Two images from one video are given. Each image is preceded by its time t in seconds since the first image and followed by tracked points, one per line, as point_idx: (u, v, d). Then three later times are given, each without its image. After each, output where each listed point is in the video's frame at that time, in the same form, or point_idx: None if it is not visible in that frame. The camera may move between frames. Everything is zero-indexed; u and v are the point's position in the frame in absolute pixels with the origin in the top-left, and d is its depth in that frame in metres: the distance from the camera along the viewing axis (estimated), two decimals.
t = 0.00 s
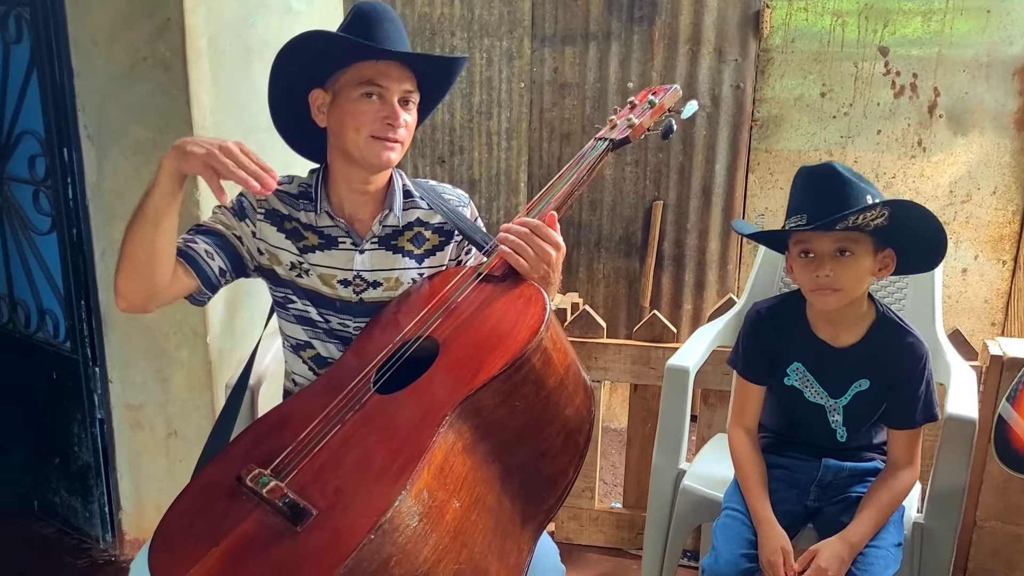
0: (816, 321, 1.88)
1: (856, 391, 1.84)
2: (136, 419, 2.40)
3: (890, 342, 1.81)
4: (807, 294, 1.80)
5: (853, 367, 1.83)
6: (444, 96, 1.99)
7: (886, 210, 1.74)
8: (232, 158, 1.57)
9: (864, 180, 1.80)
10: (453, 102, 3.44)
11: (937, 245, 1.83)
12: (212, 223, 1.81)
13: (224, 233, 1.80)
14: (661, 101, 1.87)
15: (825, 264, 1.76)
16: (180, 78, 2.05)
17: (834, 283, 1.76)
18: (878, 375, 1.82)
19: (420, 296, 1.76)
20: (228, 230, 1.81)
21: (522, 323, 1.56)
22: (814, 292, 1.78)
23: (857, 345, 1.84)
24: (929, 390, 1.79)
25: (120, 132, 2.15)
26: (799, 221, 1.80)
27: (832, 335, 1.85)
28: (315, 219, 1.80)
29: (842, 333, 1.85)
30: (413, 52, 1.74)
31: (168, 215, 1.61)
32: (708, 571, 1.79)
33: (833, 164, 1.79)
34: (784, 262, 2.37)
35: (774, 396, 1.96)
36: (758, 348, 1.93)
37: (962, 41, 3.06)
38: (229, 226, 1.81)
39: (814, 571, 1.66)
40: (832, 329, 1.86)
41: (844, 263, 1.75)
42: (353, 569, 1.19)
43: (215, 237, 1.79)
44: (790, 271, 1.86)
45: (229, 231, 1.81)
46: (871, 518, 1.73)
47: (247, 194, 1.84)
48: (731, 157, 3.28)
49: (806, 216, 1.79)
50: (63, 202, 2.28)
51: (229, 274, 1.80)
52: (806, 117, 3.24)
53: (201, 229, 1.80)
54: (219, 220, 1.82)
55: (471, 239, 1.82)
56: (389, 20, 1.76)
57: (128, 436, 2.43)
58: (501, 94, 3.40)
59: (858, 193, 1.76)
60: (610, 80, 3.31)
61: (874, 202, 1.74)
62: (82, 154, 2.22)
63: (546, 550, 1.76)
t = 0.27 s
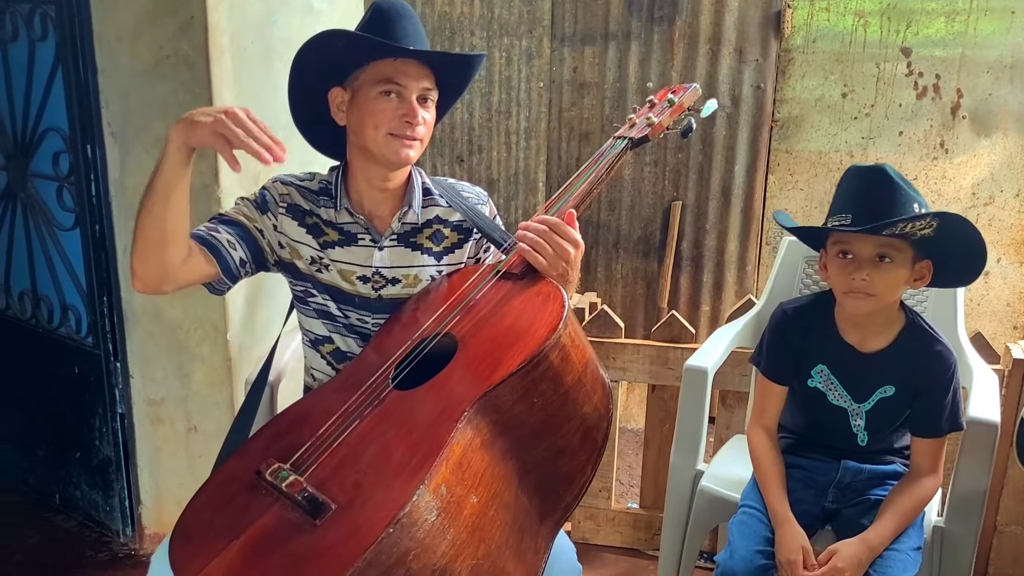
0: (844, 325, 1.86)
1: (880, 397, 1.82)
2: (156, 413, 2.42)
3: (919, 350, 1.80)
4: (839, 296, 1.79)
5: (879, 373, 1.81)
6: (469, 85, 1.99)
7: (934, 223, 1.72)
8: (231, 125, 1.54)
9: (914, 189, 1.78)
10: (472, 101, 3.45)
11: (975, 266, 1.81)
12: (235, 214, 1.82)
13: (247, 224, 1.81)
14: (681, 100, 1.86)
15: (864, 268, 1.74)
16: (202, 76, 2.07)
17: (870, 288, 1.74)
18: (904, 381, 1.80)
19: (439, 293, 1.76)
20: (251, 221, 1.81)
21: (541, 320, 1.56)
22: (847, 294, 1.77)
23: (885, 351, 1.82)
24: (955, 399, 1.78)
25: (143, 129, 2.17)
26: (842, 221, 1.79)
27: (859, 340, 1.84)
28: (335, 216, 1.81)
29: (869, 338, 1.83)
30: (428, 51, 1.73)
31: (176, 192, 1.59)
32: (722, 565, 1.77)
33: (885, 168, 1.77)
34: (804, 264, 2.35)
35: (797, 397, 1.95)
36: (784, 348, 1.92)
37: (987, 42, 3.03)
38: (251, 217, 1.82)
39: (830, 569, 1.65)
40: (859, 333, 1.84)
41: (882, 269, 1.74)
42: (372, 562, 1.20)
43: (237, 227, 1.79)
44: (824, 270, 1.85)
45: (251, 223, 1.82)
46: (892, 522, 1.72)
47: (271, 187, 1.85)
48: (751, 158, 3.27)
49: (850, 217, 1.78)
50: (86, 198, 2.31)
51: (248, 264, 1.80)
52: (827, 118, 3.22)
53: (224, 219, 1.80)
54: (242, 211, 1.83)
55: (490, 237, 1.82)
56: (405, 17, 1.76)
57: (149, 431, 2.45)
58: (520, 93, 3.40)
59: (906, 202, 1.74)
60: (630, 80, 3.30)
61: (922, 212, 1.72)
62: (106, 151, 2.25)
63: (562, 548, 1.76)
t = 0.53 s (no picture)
0: (867, 327, 1.84)
1: (901, 402, 1.81)
2: (175, 409, 2.44)
3: (944, 355, 1.79)
4: (868, 295, 1.77)
5: (901, 378, 1.81)
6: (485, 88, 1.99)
7: (981, 240, 1.70)
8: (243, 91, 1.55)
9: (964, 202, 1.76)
10: (489, 101, 3.46)
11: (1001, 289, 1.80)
12: (256, 208, 1.82)
13: (267, 217, 1.81)
14: (700, 101, 1.86)
15: (902, 273, 1.72)
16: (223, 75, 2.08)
17: (901, 293, 1.73)
18: (926, 387, 1.79)
19: (456, 293, 1.77)
20: (271, 214, 1.82)
21: (558, 321, 1.57)
22: (876, 295, 1.75)
23: (908, 356, 1.81)
24: (977, 407, 1.77)
25: (165, 127, 2.19)
26: (886, 221, 1.76)
27: (882, 343, 1.82)
28: (353, 214, 1.82)
29: (892, 343, 1.82)
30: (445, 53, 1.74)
31: (201, 171, 1.57)
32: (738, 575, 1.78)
33: (942, 175, 1.73)
34: (822, 266, 2.34)
35: (815, 399, 1.94)
36: (805, 349, 1.91)
37: (1008, 44, 3.00)
38: (271, 211, 1.82)
39: None
40: (882, 337, 1.82)
41: (918, 276, 1.72)
42: (389, 561, 1.21)
43: (258, 219, 1.80)
44: (857, 265, 1.83)
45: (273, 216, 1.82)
46: (909, 527, 1.71)
47: (293, 182, 1.87)
48: (768, 160, 3.26)
49: (896, 218, 1.75)
50: (108, 195, 2.33)
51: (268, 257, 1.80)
52: (845, 119, 3.21)
53: (245, 212, 1.81)
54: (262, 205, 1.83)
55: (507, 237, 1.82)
56: (422, 17, 1.76)
57: (167, 426, 2.48)
58: (537, 93, 3.41)
59: (955, 214, 1.72)
60: (647, 81, 3.30)
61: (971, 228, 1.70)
62: (128, 148, 2.27)
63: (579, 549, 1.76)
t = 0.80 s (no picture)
0: (871, 327, 1.84)
1: (907, 401, 1.81)
2: (187, 407, 2.46)
3: (948, 352, 1.79)
4: (871, 292, 1.77)
5: (907, 376, 1.80)
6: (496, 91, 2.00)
7: (987, 248, 1.70)
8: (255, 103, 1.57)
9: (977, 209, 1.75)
10: (501, 102, 3.46)
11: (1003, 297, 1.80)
12: (266, 211, 1.82)
13: (278, 220, 1.82)
14: (712, 101, 1.86)
15: (906, 272, 1.72)
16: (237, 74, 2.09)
17: (903, 292, 1.73)
18: (932, 385, 1.78)
19: (468, 293, 1.77)
20: (281, 217, 1.83)
21: (569, 322, 1.57)
22: (879, 292, 1.75)
23: (913, 355, 1.81)
24: (984, 404, 1.76)
25: (179, 126, 2.20)
26: (897, 219, 1.76)
27: (886, 344, 1.82)
28: (364, 215, 1.83)
29: (897, 342, 1.81)
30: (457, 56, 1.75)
31: (214, 178, 1.60)
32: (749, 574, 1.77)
33: (959, 180, 1.73)
34: (834, 267, 2.34)
35: (823, 401, 1.93)
36: (810, 352, 1.90)
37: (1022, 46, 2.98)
38: (282, 214, 1.83)
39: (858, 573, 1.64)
40: (886, 337, 1.82)
41: (921, 277, 1.72)
42: (400, 561, 1.21)
43: (268, 222, 1.80)
44: (864, 262, 1.83)
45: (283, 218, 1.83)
46: (921, 528, 1.70)
47: (303, 184, 1.88)
48: (780, 161, 3.25)
49: (907, 217, 1.75)
50: (122, 194, 2.35)
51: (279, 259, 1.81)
52: (858, 121, 3.20)
53: (255, 215, 1.82)
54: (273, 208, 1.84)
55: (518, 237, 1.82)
56: (437, 19, 1.77)
57: (179, 424, 2.49)
58: (549, 94, 3.41)
59: (965, 221, 1.71)
60: (659, 81, 3.30)
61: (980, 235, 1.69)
62: (142, 147, 2.29)
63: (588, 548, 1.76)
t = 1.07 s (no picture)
0: (860, 325, 1.84)
1: (902, 394, 1.80)
2: (196, 405, 2.47)
3: (936, 342, 1.78)
4: (850, 283, 1.79)
5: (899, 370, 1.80)
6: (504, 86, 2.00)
7: (959, 230, 1.70)
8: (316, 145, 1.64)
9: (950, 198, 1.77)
10: (509, 102, 3.46)
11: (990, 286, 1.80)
12: (272, 218, 1.86)
13: (285, 229, 1.85)
14: (720, 101, 1.87)
15: (881, 260, 1.73)
16: (246, 74, 2.10)
17: (881, 280, 1.74)
18: (925, 377, 1.78)
19: (475, 292, 1.78)
20: (287, 225, 1.85)
21: (576, 322, 1.57)
22: (857, 281, 1.76)
23: (900, 350, 1.81)
24: (977, 391, 1.76)
25: (188, 125, 2.21)
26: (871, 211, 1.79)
27: (876, 339, 1.82)
28: (370, 215, 1.84)
29: (885, 337, 1.81)
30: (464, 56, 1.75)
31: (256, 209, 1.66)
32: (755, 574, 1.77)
33: (928, 170, 1.76)
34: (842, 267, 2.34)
35: (822, 401, 1.93)
36: (804, 353, 1.89)
37: None
38: (287, 220, 1.86)
39: (864, 566, 1.64)
40: (876, 333, 1.82)
41: (898, 265, 1.73)
42: (407, 560, 1.22)
43: (274, 230, 1.84)
44: (843, 257, 1.85)
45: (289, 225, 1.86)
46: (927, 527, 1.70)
47: (308, 189, 1.89)
48: (788, 161, 3.25)
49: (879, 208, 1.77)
50: (132, 193, 2.36)
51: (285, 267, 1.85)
52: (866, 121, 3.19)
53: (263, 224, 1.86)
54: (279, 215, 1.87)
55: (525, 236, 1.82)
56: (444, 19, 1.77)
57: (188, 422, 2.51)
58: (557, 94, 3.41)
59: (936, 206, 1.73)
60: (667, 81, 3.30)
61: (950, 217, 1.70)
62: (152, 146, 2.30)
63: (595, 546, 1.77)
